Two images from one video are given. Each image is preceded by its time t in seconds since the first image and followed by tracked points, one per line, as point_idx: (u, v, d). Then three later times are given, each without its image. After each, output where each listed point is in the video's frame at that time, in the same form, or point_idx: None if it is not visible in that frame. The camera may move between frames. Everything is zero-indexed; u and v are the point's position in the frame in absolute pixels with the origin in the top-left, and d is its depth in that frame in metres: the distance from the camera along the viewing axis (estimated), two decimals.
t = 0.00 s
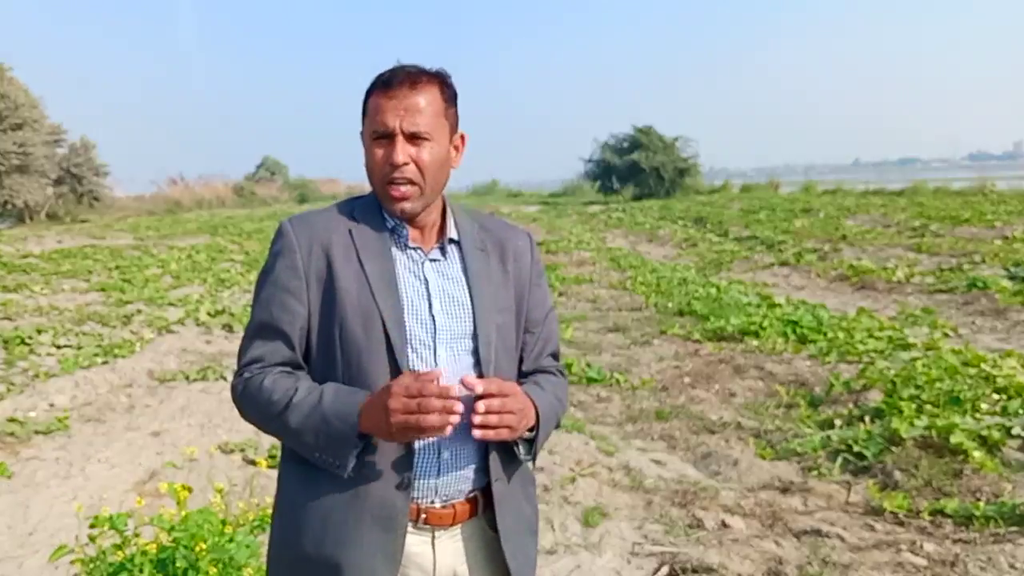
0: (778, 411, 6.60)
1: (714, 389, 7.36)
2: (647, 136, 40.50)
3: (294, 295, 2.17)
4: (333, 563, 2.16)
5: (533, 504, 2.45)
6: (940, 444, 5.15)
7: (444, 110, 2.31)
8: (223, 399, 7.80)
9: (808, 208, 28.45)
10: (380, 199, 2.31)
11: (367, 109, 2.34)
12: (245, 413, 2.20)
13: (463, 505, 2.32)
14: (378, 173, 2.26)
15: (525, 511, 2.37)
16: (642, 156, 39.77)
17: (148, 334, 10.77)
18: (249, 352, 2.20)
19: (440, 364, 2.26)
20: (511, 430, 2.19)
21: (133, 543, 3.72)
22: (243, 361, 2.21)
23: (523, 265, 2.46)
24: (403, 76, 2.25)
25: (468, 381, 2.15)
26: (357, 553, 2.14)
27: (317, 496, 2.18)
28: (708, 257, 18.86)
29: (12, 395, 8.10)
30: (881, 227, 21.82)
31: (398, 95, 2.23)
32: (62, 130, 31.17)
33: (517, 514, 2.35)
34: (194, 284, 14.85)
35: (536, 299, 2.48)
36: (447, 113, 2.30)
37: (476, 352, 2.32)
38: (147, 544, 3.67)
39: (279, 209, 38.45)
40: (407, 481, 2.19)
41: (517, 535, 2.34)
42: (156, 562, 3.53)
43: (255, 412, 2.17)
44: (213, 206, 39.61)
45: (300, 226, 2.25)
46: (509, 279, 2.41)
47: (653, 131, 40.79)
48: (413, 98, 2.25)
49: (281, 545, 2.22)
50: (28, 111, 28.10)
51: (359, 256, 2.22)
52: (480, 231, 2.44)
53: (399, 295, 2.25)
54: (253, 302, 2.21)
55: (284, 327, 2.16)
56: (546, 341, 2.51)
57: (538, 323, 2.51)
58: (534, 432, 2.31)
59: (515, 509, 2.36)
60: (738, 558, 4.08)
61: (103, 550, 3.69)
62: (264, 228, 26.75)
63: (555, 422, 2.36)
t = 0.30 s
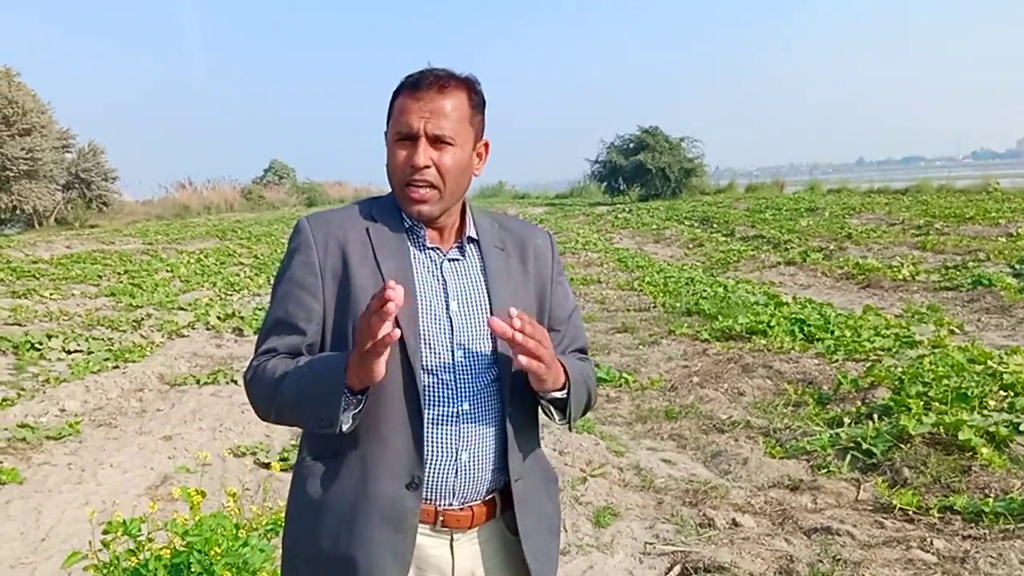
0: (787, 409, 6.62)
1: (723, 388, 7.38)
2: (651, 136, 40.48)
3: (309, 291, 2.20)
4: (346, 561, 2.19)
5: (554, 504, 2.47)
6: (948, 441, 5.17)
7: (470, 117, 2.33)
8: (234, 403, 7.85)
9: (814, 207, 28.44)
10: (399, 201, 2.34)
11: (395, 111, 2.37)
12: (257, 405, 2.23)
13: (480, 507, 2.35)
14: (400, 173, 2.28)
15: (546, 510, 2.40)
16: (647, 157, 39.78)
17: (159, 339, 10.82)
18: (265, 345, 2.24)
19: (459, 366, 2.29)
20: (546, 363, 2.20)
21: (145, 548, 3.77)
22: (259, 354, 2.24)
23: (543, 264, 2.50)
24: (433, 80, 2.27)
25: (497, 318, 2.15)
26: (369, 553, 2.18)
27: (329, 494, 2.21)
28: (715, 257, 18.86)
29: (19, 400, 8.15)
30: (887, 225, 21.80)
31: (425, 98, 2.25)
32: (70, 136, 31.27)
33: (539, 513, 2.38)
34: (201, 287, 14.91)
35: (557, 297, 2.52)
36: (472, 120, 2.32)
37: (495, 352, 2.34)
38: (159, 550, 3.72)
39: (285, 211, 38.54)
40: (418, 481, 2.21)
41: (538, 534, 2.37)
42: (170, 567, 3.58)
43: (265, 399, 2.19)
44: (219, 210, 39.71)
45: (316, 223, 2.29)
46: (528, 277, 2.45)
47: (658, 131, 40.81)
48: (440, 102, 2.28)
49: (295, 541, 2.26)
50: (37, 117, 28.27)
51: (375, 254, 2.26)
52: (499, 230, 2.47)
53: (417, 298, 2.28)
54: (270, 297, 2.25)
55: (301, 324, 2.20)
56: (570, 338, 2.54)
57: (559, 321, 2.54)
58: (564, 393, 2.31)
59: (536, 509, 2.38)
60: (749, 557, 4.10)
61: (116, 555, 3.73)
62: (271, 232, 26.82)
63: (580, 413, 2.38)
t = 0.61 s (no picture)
0: (783, 412, 6.62)
1: (719, 392, 7.39)
2: (646, 141, 40.56)
3: (310, 300, 2.19)
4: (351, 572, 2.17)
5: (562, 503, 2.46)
6: (945, 442, 5.17)
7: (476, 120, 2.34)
8: (231, 410, 7.84)
9: (808, 210, 28.52)
10: (406, 205, 2.32)
11: (395, 112, 2.33)
12: (263, 421, 2.21)
13: (481, 511, 2.35)
14: (414, 179, 2.27)
15: (555, 510, 2.38)
16: (642, 161, 39.85)
17: (156, 347, 10.80)
18: (269, 358, 2.22)
19: (457, 369, 2.29)
20: (545, 347, 2.21)
21: (144, 556, 3.75)
22: (261, 369, 2.23)
23: (538, 266, 2.51)
24: (444, 84, 2.26)
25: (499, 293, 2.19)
26: (376, 562, 2.16)
27: (333, 504, 2.19)
28: (710, 261, 18.89)
29: (19, 410, 8.13)
30: (881, 228, 21.85)
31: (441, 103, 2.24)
32: (68, 145, 31.21)
33: (548, 513, 2.36)
34: (199, 295, 14.89)
35: (553, 298, 2.53)
36: (479, 124, 2.34)
37: (494, 353, 2.34)
38: (158, 558, 3.70)
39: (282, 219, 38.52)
40: (423, 487, 2.21)
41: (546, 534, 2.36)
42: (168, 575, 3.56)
43: (274, 414, 2.17)
44: (216, 218, 39.65)
45: (313, 231, 2.28)
46: (523, 279, 2.46)
47: (652, 136, 40.89)
48: (452, 107, 2.27)
49: (300, 553, 2.24)
50: (36, 127, 28.26)
51: (374, 260, 2.25)
52: (494, 234, 2.48)
53: (416, 303, 2.28)
54: (269, 309, 2.24)
55: (302, 333, 2.19)
56: (568, 337, 2.52)
57: (555, 322, 2.55)
58: (566, 381, 2.31)
59: (545, 510, 2.37)
60: (746, 560, 4.10)
61: (117, 564, 3.72)
62: (268, 240, 26.81)
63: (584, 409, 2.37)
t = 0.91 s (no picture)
0: (768, 412, 6.63)
1: (705, 393, 7.40)
2: (634, 145, 40.66)
3: (289, 306, 2.16)
4: None
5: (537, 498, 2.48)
6: (928, 441, 5.18)
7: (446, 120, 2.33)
8: (217, 416, 7.79)
9: (795, 212, 28.65)
10: (379, 206, 2.30)
11: (364, 113, 2.30)
12: (244, 432, 2.16)
13: (459, 510, 2.35)
14: (387, 179, 2.24)
15: (531, 505, 2.40)
16: (630, 165, 39.94)
17: (143, 353, 10.75)
18: (245, 368, 2.16)
19: (435, 368, 2.28)
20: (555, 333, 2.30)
21: (125, 563, 3.72)
22: (238, 379, 2.17)
23: (511, 262, 2.52)
24: (415, 84, 2.24)
25: (514, 280, 2.33)
26: (362, 566, 2.15)
27: (316, 509, 2.16)
28: (698, 263, 18.94)
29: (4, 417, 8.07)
30: (867, 230, 21.96)
31: (412, 102, 2.22)
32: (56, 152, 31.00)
33: (525, 508, 2.38)
34: (188, 301, 14.82)
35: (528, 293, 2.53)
36: (449, 123, 2.33)
37: (471, 351, 2.33)
38: (140, 563, 3.68)
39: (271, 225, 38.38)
40: (405, 488, 2.20)
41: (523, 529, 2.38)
42: None
43: (257, 426, 2.12)
44: (206, 224, 39.46)
45: (286, 236, 2.23)
46: (498, 275, 2.46)
47: (641, 140, 41.01)
48: (423, 106, 2.25)
49: (280, 560, 2.20)
50: (24, 135, 28.13)
51: (351, 263, 2.23)
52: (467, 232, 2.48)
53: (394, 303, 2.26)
54: (243, 315, 2.18)
55: (280, 338, 2.15)
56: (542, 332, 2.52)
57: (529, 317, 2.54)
58: (564, 371, 2.39)
59: (521, 505, 2.37)
60: (729, 559, 4.10)
61: (99, 570, 3.68)
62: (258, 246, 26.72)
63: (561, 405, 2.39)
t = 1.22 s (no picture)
0: (750, 405, 6.68)
1: (690, 386, 7.45)
2: (624, 140, 40.71)
3: (254, 304, 2.18)
4: (303, 569, 2.18)
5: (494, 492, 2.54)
6: (906, 431, 5.24)
7: (408, 118, 2.36)
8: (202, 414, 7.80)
9: (783, 206, 28.76)
10: (344, 205, 2.34)
11: (326, 115, 2.34)
12: (209, 428, 2.17)
13: (426, 503, 2.38)
14: (349, 180, 2.28)
15: (486, 499, 2.45)
16: (621, 160, 40.01)
17: (128, 351, 10.74)
18: (210, 365, 2.18)
19: (402, 365, 2.31)
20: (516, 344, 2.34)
21: (104, 561, 3.74)
22: (203, 377, 2.18)
23: (475, 262, 2.56)
24: (373, 84, 2.27)
25: (478, 287, 2.37)
26: (329, 559, 2.18)
27: (283, 505, 2.19)
28: (687, 257, 19.01)
29: None
30: (854, 223, 22.08)
31: (370, 102, 2.25)
32: (43, 149, 30.80)
33: (484, 502, 2.44)
34: (175, 298, 14.78)
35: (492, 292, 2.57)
36: (411, 121, 2.36)
37: (435, 348, 2.37)
38: (118, 561, 3.69)
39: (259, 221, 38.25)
40: (373, 483, 2.23)
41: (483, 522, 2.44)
42: None
43: (224, 423, 2.14)
44: (195, 220, 39.24)
45: (252, 234, 2.25)
46: (463, 274, 2.50)
47: (631, 135, 41.04)
48: (382, 105, 2.28)
49: (248, 554, 2.22)
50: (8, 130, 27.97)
51: (317, 262, 2.25)
52: (432, 231, 2.52)
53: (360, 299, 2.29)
54: (208, 314, 2.20)
55: (245, 337, 2.16)
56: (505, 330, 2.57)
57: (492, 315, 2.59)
58: (524, 376, 2.42)
59: (476, 498, 2.43)
60: (708, 550, 4.14)
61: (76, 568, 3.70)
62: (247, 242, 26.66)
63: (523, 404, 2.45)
